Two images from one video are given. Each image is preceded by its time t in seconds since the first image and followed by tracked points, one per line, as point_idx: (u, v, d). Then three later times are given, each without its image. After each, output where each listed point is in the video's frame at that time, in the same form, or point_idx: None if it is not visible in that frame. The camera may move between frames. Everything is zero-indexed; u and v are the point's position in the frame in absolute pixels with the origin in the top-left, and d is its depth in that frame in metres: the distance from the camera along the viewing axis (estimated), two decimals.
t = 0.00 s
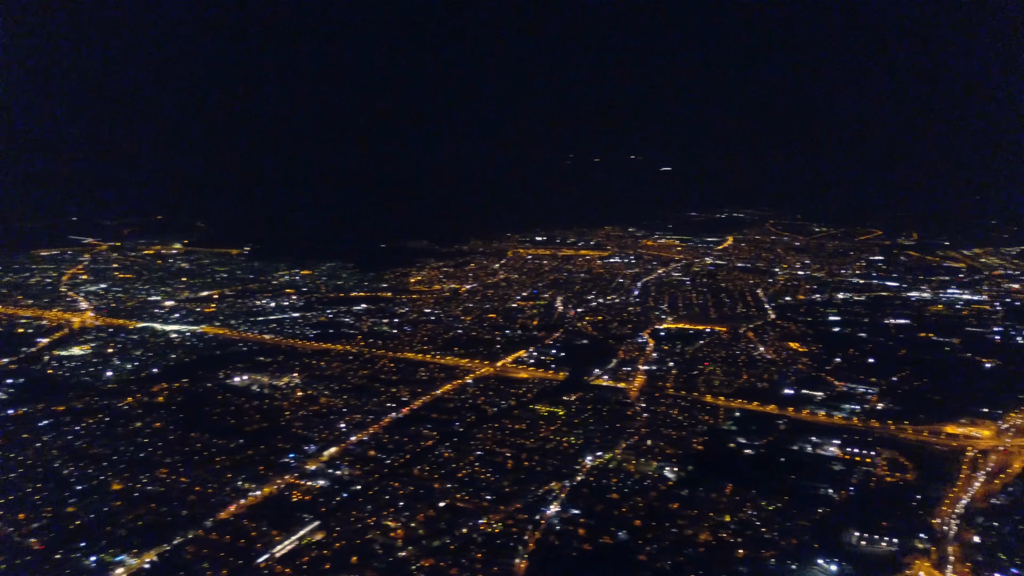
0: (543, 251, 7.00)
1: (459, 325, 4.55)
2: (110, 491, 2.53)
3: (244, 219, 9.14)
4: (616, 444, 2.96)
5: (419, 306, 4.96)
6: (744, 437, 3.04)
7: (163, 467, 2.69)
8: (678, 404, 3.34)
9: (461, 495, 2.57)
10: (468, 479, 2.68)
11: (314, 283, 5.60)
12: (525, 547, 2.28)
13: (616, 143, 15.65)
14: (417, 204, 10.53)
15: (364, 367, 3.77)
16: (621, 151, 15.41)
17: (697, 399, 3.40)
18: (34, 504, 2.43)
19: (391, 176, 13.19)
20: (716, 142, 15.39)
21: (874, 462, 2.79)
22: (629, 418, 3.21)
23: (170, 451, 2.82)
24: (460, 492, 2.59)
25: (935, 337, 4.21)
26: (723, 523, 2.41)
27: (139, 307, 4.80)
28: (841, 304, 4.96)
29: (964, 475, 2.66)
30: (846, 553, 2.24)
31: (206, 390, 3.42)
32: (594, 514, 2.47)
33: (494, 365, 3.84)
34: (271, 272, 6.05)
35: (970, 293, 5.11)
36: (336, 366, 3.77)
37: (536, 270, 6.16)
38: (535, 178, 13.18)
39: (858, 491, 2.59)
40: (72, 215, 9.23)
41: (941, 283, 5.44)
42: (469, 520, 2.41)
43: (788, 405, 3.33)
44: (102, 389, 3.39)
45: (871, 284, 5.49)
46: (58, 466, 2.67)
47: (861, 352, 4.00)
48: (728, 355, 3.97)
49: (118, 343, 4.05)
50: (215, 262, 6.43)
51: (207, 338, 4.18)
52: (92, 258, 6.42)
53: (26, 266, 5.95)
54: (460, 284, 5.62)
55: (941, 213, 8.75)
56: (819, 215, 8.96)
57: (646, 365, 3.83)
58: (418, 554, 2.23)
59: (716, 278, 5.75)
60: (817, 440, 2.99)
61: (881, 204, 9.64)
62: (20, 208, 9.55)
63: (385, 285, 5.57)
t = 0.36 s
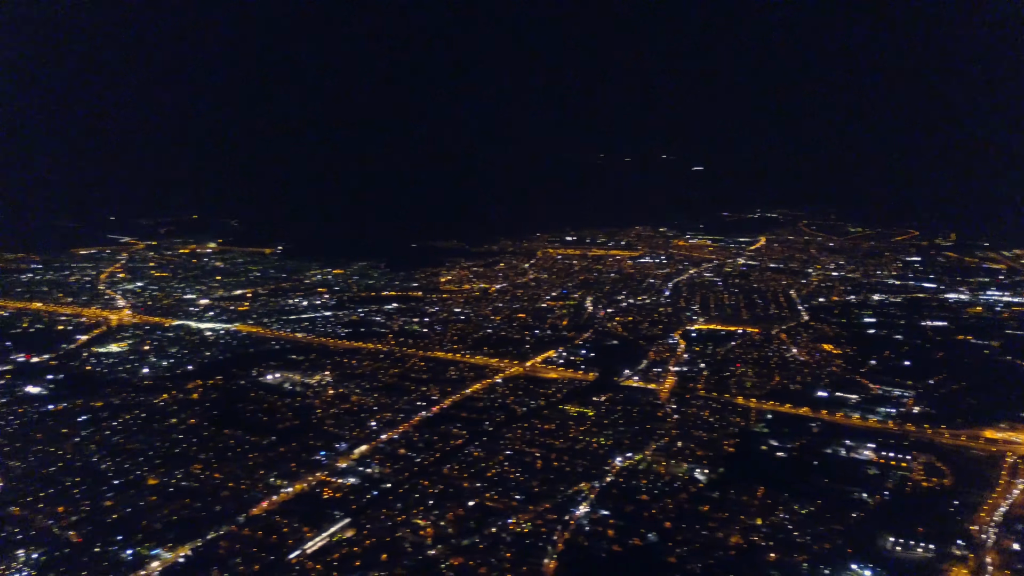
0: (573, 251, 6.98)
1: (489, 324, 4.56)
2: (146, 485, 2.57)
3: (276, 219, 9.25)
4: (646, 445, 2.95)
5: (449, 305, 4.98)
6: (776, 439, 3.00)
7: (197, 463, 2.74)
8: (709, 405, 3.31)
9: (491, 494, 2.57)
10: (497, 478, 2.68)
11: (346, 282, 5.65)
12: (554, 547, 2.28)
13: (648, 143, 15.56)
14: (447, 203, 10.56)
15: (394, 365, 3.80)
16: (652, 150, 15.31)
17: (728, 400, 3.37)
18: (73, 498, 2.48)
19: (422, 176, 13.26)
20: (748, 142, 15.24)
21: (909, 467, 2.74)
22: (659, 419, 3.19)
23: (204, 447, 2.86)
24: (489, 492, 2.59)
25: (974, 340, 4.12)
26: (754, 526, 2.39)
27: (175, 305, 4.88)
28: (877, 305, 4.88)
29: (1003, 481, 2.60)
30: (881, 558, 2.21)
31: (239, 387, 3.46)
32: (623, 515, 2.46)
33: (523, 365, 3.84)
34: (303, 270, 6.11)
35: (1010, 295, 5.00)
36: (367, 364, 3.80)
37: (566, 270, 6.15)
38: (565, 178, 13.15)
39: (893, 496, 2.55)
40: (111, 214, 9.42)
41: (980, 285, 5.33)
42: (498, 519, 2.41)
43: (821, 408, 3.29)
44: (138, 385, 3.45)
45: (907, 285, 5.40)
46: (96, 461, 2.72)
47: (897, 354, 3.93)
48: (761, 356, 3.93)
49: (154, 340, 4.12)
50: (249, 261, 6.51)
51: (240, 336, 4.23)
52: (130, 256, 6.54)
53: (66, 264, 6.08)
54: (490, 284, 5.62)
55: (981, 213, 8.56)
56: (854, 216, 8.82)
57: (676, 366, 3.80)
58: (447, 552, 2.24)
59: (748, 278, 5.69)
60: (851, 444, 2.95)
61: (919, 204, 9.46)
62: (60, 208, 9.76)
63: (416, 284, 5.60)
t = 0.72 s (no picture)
0: (604, 251, 6.96)
1: (519, 324, 4.56)
2: (180, 481, 2.62)
3: (309, 218, 9.34)
4: (677, 447, 2.93)
5: (480, 305, 4.99)
6: (810, 442, 2.96)
7: (231, 459, 2.77)
8: (741, 407, 3.28)
9: (520, 494, 2.58)
10: (527, 478, 2.68)
11: (377, 281, 5.69)
12: (584, 548, 2.27)
13: (680, 142, 15.45)
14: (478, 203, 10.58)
15: (425, 364, 3.82)
16: (684, 149, 15.20)
17: (761, 403, 3.34)
18: (110, 491, 2.53)
19: (453, 176, 13.31)
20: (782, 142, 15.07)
21: (947, 472, 2.69)
22: (690, 420, 3.17)
23: (238, 444, 2.90)
24: (519, 491, 2.59)
25: (1015, 343, 4.03)
26: (787, 530, 2.36)
27: (210, 303, 4.96)
28: (914, 307, 4.79)
29: None
30: (917, 564, 2.17)
31: (272, 384, 3.51)
32: (653, 517, 2.44)
33: (553, 365, 3.84)
34: (336, 270, 6.17)
35: None
36: (398, 363, 3.82)
37: (597, 270, 6.13)
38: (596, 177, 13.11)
39: (930, 501, 2.50)
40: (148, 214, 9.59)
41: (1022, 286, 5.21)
42: (527, 519, 2.42)
43: (856, 411, 3.24)
44: (175, 382, 3.51)
45: (946, 287, 5.30)
46: (133, 456, 2.77)
47: (935, 357, 3.86)
48: (794, 358, 3.88)
49: (189, 338, 4.19)
50: (283, 261, 6.59)
51: (274, 334, 4.29)
52: (166, 255, 6.65)
53: (105, 263, 6.20)
54: (521, 284, 5.63)
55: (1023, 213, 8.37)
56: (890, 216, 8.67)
57: (708, 367, 3.77)
58: (477, 551, 2.24)
59: (782, 279, 5.63)
60: (887, 448, 2.90)
61: (959, 204, 9.27)
62: (99, 207, 9.96)
63: (446, 284, 5.62)
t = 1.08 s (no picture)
0: (635, 251, 6.93)
1: (549, 324, 4.56)
2: (215, 476, 2.65)
3: (341, 218, 9.42)
4: (708, 449, 2.90)
5: (510, 304, 5.00)
6: (844, 445, 2.92)
7: (264, 456, 2.81)
8: (774, 409, 3.24)
9: (550, 493, 2.57)
10: (557, 478, 2.68)
11: (408, 280, 5.73)
12: (613, 549, 2.27)
13: (712, 142, 15.32)
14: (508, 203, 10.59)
15: (455, 363, 3.83)
16: (717, 149, 15.07)
17: (794, 404, 3.30)
18: (147, 486, 2.58)
19: (484, 176, 13.34)
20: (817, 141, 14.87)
21: (986, 477, 2.63)
22: (722, 422, 3.14)
23: (271, 440, 2.93)
24: (548, 491, 2.59)
25: None
26: (820, 534, 2.33)
27: (244, 302, 5.02)
28: (952, 309, 4.70)
29: None
30: (955, 571, 2.13)
31: (305, 382, 3.54)
32: (684, 519, 2.43)
33: (583, 365, 3.83)
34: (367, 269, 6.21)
35: None
36: (428, 361, 3.84)
37: (628, 270, 6.10)
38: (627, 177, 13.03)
39: (968, 507, 2.45)
40: (184, 213, 9.73)
41: None
42: (557, 519, 2.41)
43: (891, 414, 3.18)
44: (209, 379, 3.56)
45: (985, 288, 5.19)
46: (169, 451, 2.82)
47: (974, 360, 3.78)
48: (828, 360, 3.83)
49: (223, 336, 4.24)
50: (315, 260, 6.66)
51: (306, 332, 4.33)
52: (202, 254, 6.76)
53: (142, 262, 6.31)
54: (551, 283, 5.62)
55: None
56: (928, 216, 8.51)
57: (740, 369, 3.74)
58: (506, 551, 2.24)
59: (816, 280, 5.55)
60: (923, 452, 2.85)
61: (1000, 203, 9.07)
62: (135, 207, 10.14)
63: (476, 283, 5.63)
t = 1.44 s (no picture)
0: (666, 251, 6.89)
1: (579, 324, 4.55)
2: (248, 472, 2.69)
3: (373, 217, 9.48)
4: (740, 451, 2.87)
5: (540, 304, 4.99)
6: (879, 449, 2.87)
7: (296, 453, 2.84)
8: (807, 412, 3.20)
9: (580, 494, 2.57)
10: (586, 479, 2.67)
11: (439, 280, 5.75)
12: (643, 550, 2.25)
13: (745, 143, 15.17)
14: (538, 203, 10.57)
15: (485, 362, 3.84)
16: (750, 148, 14.91)
17: (828, 407, 3.25)
18: (182, 481, 2.62)
19: (515, 176, 13.35)
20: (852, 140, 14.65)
21: None
22: (753, 424, 3.11)
23: (303, 438, 2.96)
24: (578, 492, 2.58)
25: None
26: (854, 539, 2.29)
27: (277, 300, 5.08)
28: (992, 311, 4.60)
29: None
30: None
31: (336, 380, 3.57)
32: (715, 521, 2.40)
33: (614, 366, 3.81)
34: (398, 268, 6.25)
35: None
36: (459, 360, 3.85)
37: (659, 270, 6.06)
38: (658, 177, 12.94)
39: (1008, 513, 2.40)
40: (219, 212, 9.87)
41: None
42: (587, 520, 2.41)
43: (928, 418, 3.13)
44: (243, 376, 3.61)
45: None
46: (203, 447, 2.86)
47: (1015, 363, 3.70)
48: (863, 362, 3.77)
49: (257, 334, 4.30)
50: (347, 259, 6.71)
51: (338, 331, 4.37)
52: (236, 253, 6.86)
53: (178, 260, 6.41)
54: (581, 283, 5.61)
55: None
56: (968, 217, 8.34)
57: (772, 371, 3.69)
58: (536, 550, 2.24)
59: (851, 281, 5.47)
60: (961, 457, 2.79)
61: None
62: (172, 207, 10.30)
63: (507, 283, 5.64)
